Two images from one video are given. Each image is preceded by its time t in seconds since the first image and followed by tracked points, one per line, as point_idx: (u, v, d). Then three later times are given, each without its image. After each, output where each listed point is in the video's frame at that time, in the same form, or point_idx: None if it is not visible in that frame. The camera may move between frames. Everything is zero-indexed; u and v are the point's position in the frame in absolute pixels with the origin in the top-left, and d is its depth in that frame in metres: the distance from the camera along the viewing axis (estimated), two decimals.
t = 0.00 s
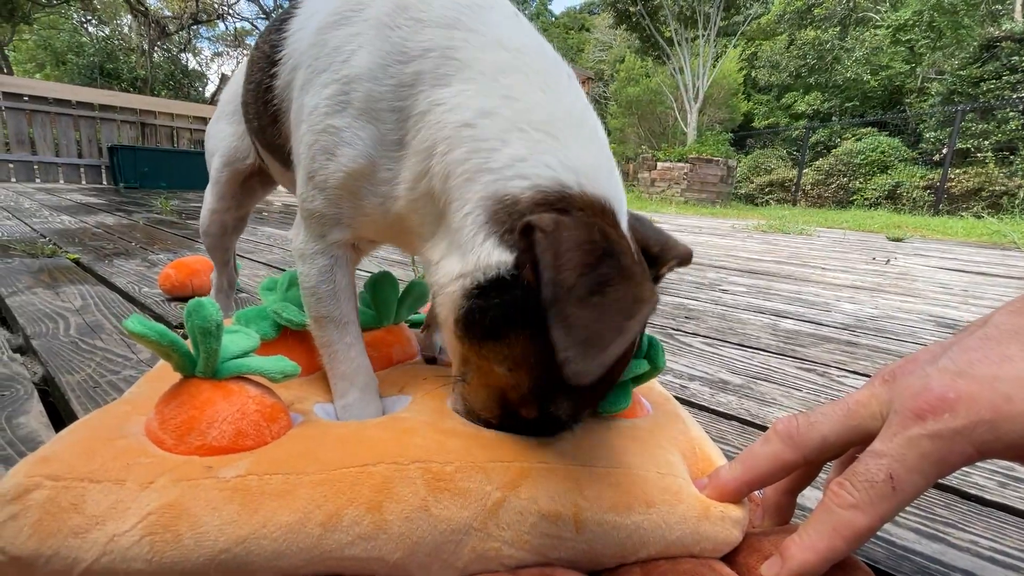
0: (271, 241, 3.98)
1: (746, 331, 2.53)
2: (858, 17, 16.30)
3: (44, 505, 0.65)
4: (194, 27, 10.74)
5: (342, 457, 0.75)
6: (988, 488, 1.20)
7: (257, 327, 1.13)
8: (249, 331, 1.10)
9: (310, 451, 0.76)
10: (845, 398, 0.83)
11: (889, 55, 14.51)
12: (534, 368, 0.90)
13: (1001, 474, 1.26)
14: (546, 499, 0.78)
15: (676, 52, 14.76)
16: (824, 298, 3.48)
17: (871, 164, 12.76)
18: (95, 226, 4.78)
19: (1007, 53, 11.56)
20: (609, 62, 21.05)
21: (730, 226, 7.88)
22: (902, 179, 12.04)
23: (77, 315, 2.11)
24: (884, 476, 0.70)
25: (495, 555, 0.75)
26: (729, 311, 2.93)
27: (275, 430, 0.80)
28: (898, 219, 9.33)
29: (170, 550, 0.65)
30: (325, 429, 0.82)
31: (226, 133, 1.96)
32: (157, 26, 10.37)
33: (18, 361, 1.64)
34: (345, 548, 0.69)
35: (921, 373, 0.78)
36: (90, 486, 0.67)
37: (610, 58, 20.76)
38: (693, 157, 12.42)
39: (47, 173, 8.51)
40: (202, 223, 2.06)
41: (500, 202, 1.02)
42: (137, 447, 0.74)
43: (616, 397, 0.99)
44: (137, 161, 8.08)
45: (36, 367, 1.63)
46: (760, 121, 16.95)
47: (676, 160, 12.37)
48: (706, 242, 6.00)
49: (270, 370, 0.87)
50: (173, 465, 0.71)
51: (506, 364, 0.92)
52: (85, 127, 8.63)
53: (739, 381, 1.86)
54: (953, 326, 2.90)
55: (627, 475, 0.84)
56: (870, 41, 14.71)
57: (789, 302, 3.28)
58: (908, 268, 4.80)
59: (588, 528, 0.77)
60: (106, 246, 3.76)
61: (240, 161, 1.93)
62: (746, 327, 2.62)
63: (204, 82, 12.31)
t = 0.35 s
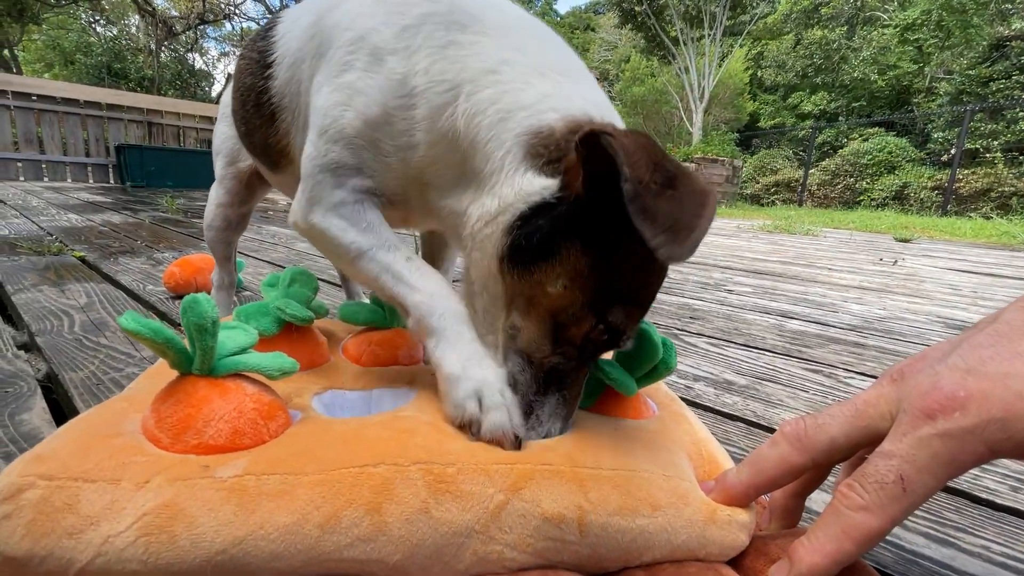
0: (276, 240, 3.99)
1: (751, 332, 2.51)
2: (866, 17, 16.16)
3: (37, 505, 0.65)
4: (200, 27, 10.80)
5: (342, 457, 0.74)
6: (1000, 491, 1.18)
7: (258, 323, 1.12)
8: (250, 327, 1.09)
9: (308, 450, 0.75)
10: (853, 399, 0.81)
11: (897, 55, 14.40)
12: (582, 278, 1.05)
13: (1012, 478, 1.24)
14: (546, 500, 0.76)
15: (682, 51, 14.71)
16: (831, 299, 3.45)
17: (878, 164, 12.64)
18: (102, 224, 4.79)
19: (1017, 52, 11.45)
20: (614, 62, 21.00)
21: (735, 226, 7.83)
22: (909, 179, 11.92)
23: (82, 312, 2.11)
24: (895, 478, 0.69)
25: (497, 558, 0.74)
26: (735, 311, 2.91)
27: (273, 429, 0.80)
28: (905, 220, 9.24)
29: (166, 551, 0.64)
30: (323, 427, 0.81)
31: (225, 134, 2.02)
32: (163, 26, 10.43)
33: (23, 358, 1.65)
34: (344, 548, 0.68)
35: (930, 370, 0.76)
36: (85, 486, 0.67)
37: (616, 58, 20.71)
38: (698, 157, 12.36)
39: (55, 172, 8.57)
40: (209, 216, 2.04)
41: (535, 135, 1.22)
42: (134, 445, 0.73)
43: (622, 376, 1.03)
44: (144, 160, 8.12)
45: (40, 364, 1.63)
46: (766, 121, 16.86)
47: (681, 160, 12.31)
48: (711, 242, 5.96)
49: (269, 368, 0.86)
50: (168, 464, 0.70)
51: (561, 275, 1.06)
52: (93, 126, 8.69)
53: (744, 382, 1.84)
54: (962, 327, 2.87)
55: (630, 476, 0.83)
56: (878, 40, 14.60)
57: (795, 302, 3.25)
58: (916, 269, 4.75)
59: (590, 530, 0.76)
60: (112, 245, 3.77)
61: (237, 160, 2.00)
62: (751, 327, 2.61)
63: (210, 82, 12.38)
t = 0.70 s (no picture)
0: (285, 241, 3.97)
1: (771, 339, 2.44)
2: (877, 16, 15.99)
3: (47, 541, 0.61)
4: (210, 26, 10.84)
5: (367, 485, 0.70)
6: None
7: (277, 335, 1.07)
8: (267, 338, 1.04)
9: (331, 479, 0.70)
10: (906, 426, 0.77)
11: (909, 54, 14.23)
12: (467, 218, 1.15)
13: None
14: (584, 531, 0.71)
15: (690, 51, 14.61)
16: (849, 304, 3.37)
17: (889, 165, 12.45)
18: (111, 224, 4.79)
19: None
20: (622, 61, 20.89)
21: (746, 227, 7.73)
22: (921, 180, 11.76)
23: (92, 316, 2.09)
24: (966, 518, 0.65)
25: None
26: (752, 317, 2.84)
27: (294, 452, 0.75)
28: (918, 222, 9.11)
29: None
30: (345, 451, 0.76)
31: (228, 134, 2.02)
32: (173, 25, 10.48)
33: (33, 364, 1.62)
34: None
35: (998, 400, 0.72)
36: (96, 520, 0.63)
37: (623, 57, 20.60)
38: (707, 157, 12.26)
39: (66, 171, 8.61)
40: (213, 218, 1.99)
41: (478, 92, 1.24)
42: (149, 471, 0.69)
43: (655, 398, 0.93)
44: (153, 159, 8.13)
45: (49, 370, 1.60)
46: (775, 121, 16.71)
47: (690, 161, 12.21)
48: (723, 244, 5.88)
49: (288, 389, 0.81)
50: (184, 494, 0.66)
51: (454, 218, 1.18)
52: (103, 125, 8.72)
53: (770, 394, 1.77)
54: (987, 335, 2.79)
55: (674, 505, 0.77)
56: (890, 39, 14.44)
57: (813, 308, 3.18)
58: (934, 273, 4.66)
59: (630, 565, 0.70)
60: (122, 245, 3.76)
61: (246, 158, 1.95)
62: (771, 334, 2.54)
63: (219, 82, 12.45)
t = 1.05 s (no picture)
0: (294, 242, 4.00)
1: (781, 341, 2.41)
2: (891, 14, 15.78)
3: (42, 537, 0.62)
4: (223, 32, 10.99)
5: (359, 485, 0.69)
6: None
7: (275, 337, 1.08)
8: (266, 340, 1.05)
9: (323, 478, 0.70)
10: (913, 430, 0.76)
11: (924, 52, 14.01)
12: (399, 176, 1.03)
13: None
14: (580, 532, 0.70)
15: (701, 51, 14.53)
16: (862, 305, 3.31)
17: (903, 165, 12.27)
18: (125, 227, 4.86)
19: None
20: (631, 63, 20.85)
21: (757, 229, 7.65)
22: (937, 180, 11.56)
23: (103, 317, 2.12)
24: (975, 526, 0.64)
25: None
26: (762, 318, 2.81)
27: (289, 453, 0.75)
28: (934, 223, 8.93)
29: None
30: (339, 451, 0.76)
31: (234, 137, 2.03)
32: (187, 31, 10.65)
33: (43, 363, 1.64)
34: None
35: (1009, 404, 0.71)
36: (91, 516, 0.63)
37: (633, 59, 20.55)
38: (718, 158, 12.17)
39: (83, 175, 8.77)
40: (216, 220, 1.98)
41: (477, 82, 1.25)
42: (143, 469, 0.70)
43: (655, 399, 0.92)
44: (167, 163, 8.25)
45: (59, 370, 1.62)
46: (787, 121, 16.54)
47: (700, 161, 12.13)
48: (733, 246, 5.82)
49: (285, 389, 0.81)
50: (176, 493, 0.66)
51: (379, 168, 1.09)
52: (119, 129, 8.88)
53: (777, 397, 1.74)
54: (1004, 337, 2.73)
55: (672, 507, 0.76)
56: (904, 38, 14.24)
57: (824, 309, 3.13)
58: (949, 274, 4.57)
59: (627, 567, 0.69)
60: (135, 247, 3.81)
61: (256, 162, 1.99)
62: (780, 336, 2.50)
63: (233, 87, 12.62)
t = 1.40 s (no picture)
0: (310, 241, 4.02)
1: (803, 341, 2.38)
2: (908, 9, 15.50)
3: (95, 533, 0.62)
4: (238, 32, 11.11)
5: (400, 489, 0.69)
6: None
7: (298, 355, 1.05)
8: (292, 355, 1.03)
9: (366, 484, 0.70)
10: (963, 437, 0.74)
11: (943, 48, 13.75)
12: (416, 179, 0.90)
13: None
14: (623, 537, 0.69)
15: (713, 48, 14.38)
16: (883, 306, 3.26)
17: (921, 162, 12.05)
18: (144, 225, 4.92)
19: None
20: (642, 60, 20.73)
21: (771, 227, 7.56)
22: (956, 178, 11.35)
23: (127, 314, 2.14)
24: None
25: None
26: (781, 318, 2.77)
27: (331, 460, 0.76)
28: (953, 221, 8.76)
29: None
30: (381, 459, 0.76)
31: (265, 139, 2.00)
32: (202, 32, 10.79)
33: (72, 360, 1.67)
34: None
35: None
36: (142, 514, 0.64)
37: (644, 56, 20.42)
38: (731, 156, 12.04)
39: (101, 174, 8.91)
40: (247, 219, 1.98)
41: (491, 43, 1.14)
42: (191, 471, 0.70)
43: (692, 401, 0.92)
44: (183, 162, 8.35)
45: (88, 366, 1.65)
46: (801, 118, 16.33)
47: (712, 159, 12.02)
48: (748, 244, 5.75)
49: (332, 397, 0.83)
50: (224, 494, 0.66)
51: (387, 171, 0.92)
52: (136, 129, 9.01)
53: (803, 399, 1.72)
54: None
55: (716, 516, 0.74)
56: (922, 33, 13.97)
57: (845, 309, 3.09)
58: (971, 273, 4.48)
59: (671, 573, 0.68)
60: (154, 245, 3.87)
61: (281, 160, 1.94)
62: (802, 336, 2.47)
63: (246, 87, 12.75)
